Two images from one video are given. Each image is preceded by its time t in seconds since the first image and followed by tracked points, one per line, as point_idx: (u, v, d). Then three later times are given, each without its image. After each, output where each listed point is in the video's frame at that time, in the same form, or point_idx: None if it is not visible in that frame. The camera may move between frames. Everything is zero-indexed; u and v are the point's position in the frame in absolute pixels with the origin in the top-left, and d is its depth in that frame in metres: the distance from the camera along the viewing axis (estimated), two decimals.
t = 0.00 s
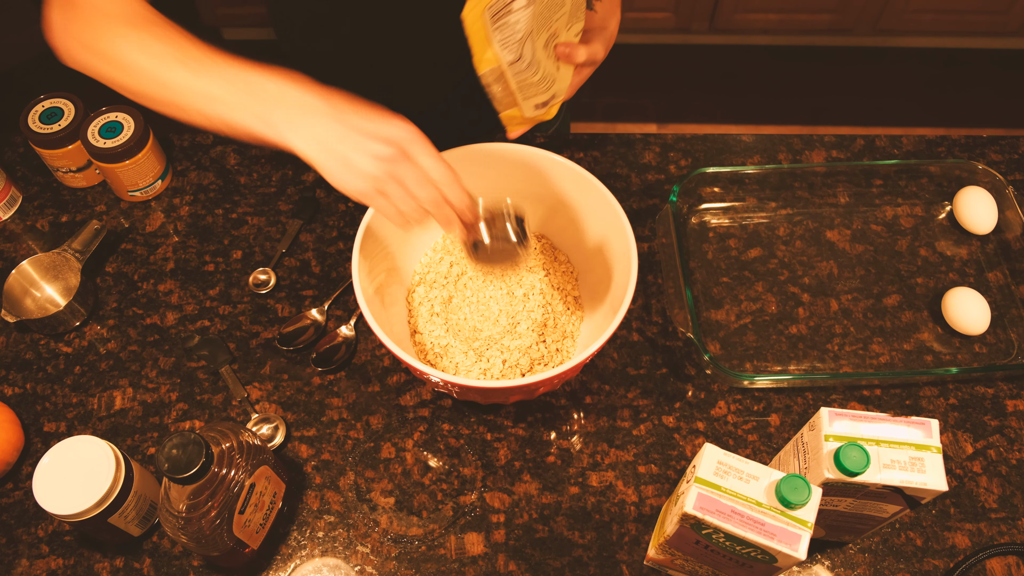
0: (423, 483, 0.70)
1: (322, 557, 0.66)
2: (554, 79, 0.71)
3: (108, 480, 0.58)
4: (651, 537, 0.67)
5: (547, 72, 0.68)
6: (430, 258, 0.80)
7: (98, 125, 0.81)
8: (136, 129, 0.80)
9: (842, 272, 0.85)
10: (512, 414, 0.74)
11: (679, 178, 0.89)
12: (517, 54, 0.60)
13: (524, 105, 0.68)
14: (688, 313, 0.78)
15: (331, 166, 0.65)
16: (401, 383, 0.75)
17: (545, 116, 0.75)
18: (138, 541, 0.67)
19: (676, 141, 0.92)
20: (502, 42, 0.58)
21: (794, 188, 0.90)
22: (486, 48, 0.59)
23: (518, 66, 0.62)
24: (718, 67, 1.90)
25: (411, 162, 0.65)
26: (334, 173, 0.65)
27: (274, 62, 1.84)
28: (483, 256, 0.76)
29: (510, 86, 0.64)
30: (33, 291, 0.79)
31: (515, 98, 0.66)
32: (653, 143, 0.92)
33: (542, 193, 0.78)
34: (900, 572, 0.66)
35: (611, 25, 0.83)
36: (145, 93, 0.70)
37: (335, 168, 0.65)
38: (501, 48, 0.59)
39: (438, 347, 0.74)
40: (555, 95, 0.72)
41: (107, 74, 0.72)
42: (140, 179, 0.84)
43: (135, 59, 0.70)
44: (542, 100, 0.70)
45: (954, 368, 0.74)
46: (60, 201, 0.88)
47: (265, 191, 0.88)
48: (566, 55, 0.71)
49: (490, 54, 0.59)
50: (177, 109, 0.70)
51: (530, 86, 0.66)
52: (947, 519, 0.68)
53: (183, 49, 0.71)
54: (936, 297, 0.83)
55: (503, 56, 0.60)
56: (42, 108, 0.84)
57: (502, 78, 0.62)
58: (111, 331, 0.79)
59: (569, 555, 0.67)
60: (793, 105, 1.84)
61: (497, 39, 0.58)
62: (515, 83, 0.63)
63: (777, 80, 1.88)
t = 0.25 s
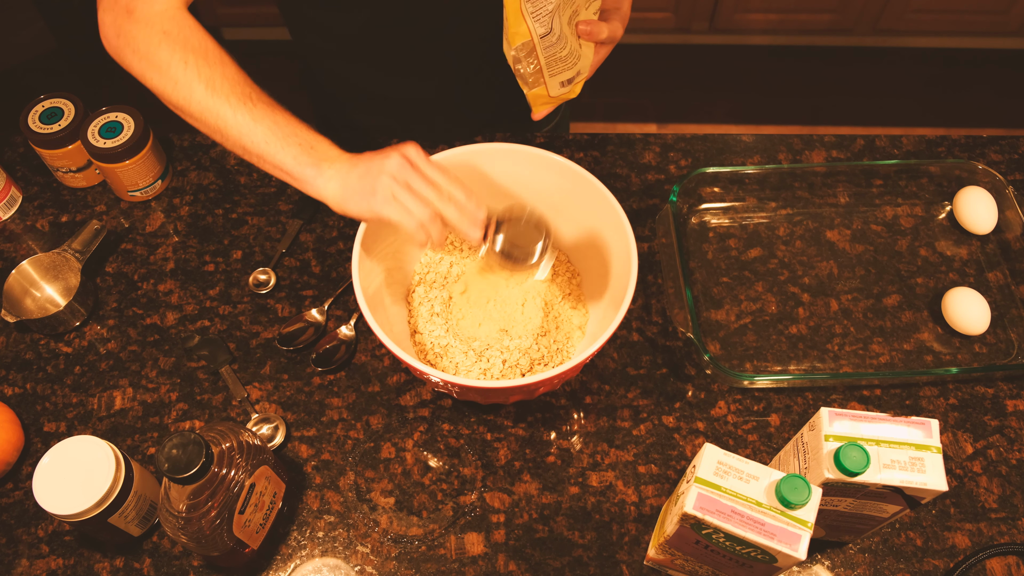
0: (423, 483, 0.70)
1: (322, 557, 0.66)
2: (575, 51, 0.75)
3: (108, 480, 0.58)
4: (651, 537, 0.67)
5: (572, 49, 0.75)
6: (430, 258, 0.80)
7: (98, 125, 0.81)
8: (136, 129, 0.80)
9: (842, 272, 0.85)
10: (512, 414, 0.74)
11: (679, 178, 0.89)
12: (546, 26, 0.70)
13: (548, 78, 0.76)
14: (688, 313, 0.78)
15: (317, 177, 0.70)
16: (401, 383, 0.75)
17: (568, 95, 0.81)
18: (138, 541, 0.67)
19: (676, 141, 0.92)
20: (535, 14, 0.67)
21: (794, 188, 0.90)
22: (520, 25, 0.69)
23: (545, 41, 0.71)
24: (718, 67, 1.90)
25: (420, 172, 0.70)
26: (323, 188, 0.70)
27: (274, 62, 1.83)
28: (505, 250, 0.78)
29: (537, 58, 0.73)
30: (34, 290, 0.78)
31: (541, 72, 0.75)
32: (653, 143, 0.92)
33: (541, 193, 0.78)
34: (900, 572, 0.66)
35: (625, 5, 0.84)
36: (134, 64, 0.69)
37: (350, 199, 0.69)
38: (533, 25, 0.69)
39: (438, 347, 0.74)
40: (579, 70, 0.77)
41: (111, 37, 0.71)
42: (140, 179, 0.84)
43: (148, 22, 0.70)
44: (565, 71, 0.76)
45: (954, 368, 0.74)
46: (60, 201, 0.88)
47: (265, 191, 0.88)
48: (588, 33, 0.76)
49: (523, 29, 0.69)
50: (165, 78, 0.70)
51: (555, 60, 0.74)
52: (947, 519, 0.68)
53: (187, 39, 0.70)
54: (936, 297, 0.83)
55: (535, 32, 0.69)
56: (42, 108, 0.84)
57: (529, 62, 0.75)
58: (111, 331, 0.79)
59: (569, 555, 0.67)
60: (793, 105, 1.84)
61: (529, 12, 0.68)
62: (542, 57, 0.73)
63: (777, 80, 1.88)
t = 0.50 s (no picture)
0: (423, 483, 0.70)
1: (322, 557, 0.66)
2: (583, 53, 0.72)
3: (107, 480, 0.58)
4: (651, 537, 0.67)
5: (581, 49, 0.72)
6: (430, 257, 0.80)
7: (98, 125, 0.81)
8: (136, 129, 0.80)
9: (842, 272, 0.85)
10: (512, 414, 0.74)
11: (679, 178, 0.89)
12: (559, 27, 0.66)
13: (561, 81, 0.72)
14: (688, 313, 0.78)
15: (268, 157, 0.72)
16: (401, 383, 0.75)
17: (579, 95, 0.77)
18: (138, 541, 0.67)
19: (676, 141, 0.92)
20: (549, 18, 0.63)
21: (794, 188, 0.90)
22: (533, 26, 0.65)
23: (559, 42, 0.67)
24: (717, 67, 1.90)
25: (353, 157, 0.67)
26: (274, 171, 0.72)
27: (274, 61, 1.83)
28: (438, 228, 0.70)
29: (549, 62, 0.69)
30: (34, 290, 0.79)
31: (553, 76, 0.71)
32: (653, 143, 0.92)
33: (541, 192, 0.78)
34: (900, 572, 0.66)
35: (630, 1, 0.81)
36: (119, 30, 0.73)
37: (293, 186, 0.70)
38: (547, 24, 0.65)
39: (438, 347, 0.74)
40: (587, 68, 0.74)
41: None
42: (140, 179, 0.84)
43: None
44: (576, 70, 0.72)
45: (954, 368, 0.74)
46: (60, 201, 0.88)
47: (265, 191, 0.88)
48: (597, 33, 0.72)
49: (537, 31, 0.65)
50: (147, 50, 0.73)
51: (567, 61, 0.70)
52: (947, 519, 0.68)
53: (169, 13, 0.73)
54: (936, 297, 0.83)
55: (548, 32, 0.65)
56: (42, 108, 0.84)
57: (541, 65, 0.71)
58: (111, 331, 0.79)
59: (569, 555, 0.67)
60: (793, 105, 1.84)
61: (543, 15, 0.64)
62: (556, 60, 0.69)
63: (777, 80, 1.88)
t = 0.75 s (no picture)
0: (423, 483, 0.70)
1: (322, 557, 0.66)
2: (582, 41, 0.68)
3: (108, 480, 0.58)
4: (651, 537, 0.67)
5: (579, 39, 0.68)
6: (430, 258, 0.80)
7: (98, 125, 0.81)
8: (136, 129, 0.80)
9: (842, 272, 0.85)
10: (512, 414, 0.74)
11: (679, 178, 0.89)
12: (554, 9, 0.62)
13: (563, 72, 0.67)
14: (688, 313, 0.78)
15: (266, 89, 0.75)
16: (401, 383, 0.75)
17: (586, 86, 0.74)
18: (138, 541, 0.67)
19: (676, 141, 0.92)
20: None
21: (794, 188, 0.90)
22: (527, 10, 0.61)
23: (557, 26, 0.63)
24: (717, 67, 1.90)
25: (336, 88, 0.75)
26: (268, 103, 0.75)
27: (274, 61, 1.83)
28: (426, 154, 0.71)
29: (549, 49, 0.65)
30: (34, 290, 0.79)
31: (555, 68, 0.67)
32: (653, 143, 0.92)
33: (541, 192, 0.78)
34: (900, 572, 0.66)
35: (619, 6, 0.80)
36: None
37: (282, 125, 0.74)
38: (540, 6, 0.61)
39: (438, 347, 0.74)
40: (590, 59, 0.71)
41: None
42: (140, 179, 0.84)
43: None
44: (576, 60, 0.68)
45: (954, 368, 0.74)
46: (60, 201, 0.88)
47: (265, 191, 0.88)
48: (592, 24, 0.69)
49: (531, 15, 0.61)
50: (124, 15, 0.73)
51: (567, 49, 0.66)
52: (947, 519, 0.68)
53: None
54: (936, 297, 0.83)
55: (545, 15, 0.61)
56: (42, 108, 0.84)
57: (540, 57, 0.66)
58: (111, 331, 0.79)
59: (569, 555, 0.67)
60: (793, 105, 1.84)
61: None
62: (556, 45, 0.64)
63: (777, 80, 1.88)
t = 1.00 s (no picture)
0: (423, 483, 0.70)
1: (322, 557, 0.66)
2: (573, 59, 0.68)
3: (108, 480, 0.58)
4: (651, 537, 0.67)
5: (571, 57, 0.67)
6: (430, 258, 0.80)
7: (98, 125, 0.81)
8: (136, 129, 0.80)
9: (842, 272, 0.85)
10: (512, 414, 0.74)
11: (679, 178, 0.89)
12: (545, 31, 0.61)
13: (555, 90, 0.67)
14: (688, 313, 0.78)
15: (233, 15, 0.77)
16: (401, 383, 0.75)
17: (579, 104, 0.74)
18: (138, 541, 0.67)
19: (676, 141, 0.92)
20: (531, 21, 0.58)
21: (794, 188, 0.90)
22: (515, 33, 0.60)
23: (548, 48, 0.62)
24: (717, 67, 1.90)
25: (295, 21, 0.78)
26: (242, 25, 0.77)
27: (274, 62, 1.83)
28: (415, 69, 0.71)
29: (540, 69, 0.64)
30: (34, 290, 0.79)
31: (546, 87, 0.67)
32: (653, 143, 0.92)
33: (540, 192, 0.78)
34: (900, 572, 0.66)
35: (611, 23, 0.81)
36: None
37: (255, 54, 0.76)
38: (531, 29, 0.59)
39: (438, 347, 0.74)
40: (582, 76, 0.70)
41: None
42: (140, 179, 0.84)
43: None
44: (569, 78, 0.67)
45: (954, 368, 0.74)
46: (60, 201, 0.88)
47: (265, 191, 0.88)
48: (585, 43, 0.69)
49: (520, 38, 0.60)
50: None
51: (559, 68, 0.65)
52: (947, 519, 0.68)
53: None
54: (936, 297, 0.83)
55: (535, 37, 0.60)
56: (42, 108, 0.84)
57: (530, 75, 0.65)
58: (111, 331, 0.79)
59: (569, 555, 0.67)
60: (793, 105, 1.84)
61: (524, 19, 0.59)
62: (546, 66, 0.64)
63: (777, 80, 1.88)
